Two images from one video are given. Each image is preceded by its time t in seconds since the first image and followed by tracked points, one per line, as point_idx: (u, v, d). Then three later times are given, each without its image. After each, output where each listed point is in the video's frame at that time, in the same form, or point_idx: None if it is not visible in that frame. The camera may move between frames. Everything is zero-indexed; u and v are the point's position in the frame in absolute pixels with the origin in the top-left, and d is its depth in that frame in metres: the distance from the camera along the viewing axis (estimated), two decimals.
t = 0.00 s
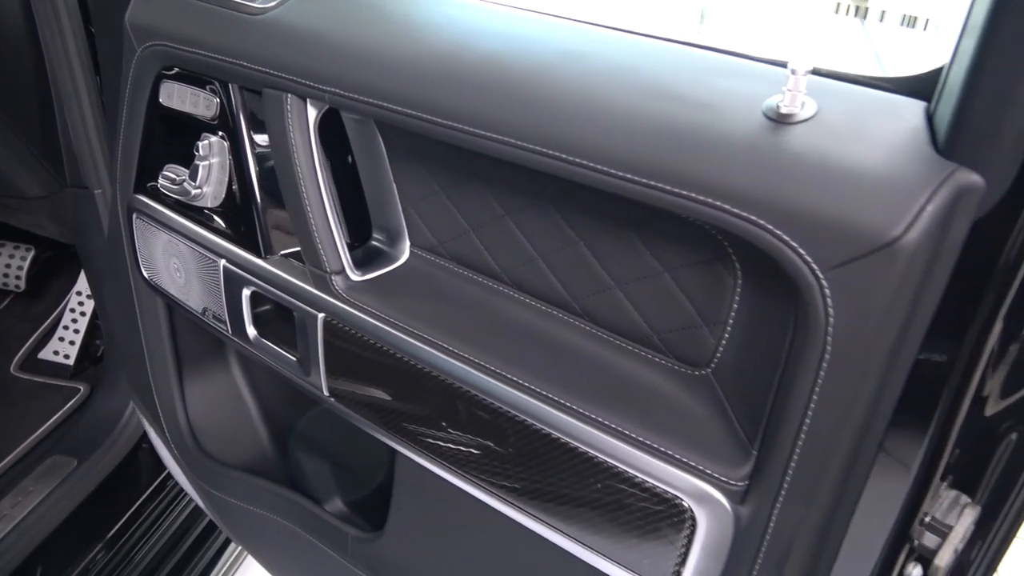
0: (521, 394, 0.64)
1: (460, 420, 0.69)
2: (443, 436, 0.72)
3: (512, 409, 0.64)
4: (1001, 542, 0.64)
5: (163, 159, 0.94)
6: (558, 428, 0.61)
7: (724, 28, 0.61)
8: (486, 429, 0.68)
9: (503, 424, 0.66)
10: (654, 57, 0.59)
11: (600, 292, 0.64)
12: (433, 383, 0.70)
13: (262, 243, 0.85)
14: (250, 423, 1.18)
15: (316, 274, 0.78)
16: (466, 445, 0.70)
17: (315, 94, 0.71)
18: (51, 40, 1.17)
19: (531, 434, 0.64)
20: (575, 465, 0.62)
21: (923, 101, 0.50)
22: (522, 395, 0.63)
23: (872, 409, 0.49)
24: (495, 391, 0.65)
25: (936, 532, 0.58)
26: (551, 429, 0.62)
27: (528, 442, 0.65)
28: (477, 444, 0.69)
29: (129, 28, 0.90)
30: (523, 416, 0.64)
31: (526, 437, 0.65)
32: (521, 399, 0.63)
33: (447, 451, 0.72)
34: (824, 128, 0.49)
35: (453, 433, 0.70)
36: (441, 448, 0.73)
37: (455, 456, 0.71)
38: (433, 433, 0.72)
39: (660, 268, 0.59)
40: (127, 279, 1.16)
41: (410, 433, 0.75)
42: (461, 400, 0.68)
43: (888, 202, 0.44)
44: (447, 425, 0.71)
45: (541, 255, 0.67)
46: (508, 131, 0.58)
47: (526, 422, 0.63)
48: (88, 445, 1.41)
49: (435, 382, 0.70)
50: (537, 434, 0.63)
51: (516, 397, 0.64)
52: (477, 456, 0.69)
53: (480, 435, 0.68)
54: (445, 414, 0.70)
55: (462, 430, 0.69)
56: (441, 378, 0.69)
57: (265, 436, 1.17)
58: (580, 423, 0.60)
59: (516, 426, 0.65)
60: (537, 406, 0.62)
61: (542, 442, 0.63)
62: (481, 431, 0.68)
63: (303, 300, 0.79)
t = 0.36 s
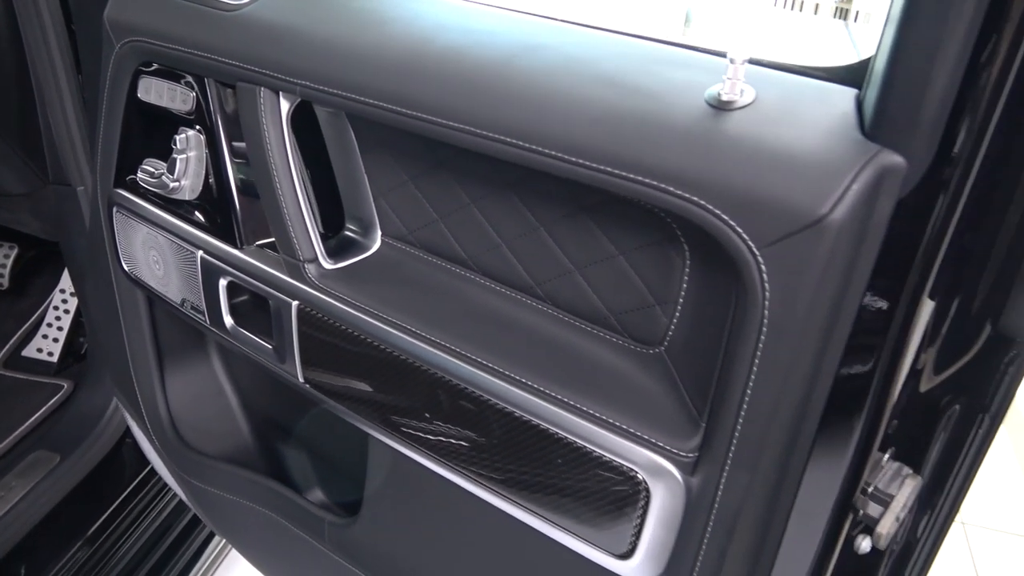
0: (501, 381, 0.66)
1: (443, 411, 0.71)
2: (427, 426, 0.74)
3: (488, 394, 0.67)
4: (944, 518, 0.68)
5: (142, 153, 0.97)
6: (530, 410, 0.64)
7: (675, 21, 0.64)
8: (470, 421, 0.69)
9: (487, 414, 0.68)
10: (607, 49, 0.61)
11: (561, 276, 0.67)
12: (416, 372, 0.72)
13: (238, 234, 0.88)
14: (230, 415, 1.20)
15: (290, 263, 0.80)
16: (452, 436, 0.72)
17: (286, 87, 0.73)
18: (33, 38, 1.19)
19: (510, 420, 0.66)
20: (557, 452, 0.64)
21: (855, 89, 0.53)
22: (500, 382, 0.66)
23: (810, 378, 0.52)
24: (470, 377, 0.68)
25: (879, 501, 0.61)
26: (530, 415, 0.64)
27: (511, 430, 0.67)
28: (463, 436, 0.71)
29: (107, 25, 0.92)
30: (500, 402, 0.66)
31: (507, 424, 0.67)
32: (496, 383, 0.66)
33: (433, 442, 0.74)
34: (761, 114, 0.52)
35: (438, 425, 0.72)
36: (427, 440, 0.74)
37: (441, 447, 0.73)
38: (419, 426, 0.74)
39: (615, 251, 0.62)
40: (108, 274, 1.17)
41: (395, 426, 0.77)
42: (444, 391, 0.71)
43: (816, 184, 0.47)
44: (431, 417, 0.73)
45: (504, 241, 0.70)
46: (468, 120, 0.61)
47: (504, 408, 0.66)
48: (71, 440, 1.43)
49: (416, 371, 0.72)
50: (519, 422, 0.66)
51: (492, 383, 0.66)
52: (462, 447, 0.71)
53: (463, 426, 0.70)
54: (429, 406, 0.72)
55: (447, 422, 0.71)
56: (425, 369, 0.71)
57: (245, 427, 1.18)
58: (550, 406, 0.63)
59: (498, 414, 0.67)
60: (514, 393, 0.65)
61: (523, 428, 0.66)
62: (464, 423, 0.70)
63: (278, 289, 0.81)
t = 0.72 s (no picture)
0: (491, 369, 0.67)
1: (433, 401, 0.72)
2: (417, 416, 0.75)
3: (474, 380, 0.68)
4: (907, 496, 0.71)
5: (129, 146, 0.98)
6: (515, 395, 0.66)
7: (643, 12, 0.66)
8: (460, 410, 0.71)
9: (476, 402, 0.69)
10: (577, 39, 0.64)
11: (535, 260, 0.69)
12: (405, 361, 0.74)
13: (223, 224, 0.89)
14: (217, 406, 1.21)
15: (274, 251, 0.82)
16: (443, 427, 0.73)
17: (268, 78, 0.75)
18: (22, 35, 1.20)
19: (495, 405, 0.68)
20: (548, 438, 0.66)
21: (809, 76, 0.55)
22: (490, 369, 0.67)
23: (769, 352, 0.54)
24: (454, 363, 0.69)
25: (841, 476, 0.63)
26: (519, 402, 0.66)
27: (498, 417, 0.68)
28: (453, 426, 0.72)
29: (94, 20, 0.93)
30: (487, 388, 0.68)
31: (495, 411, 0.68)
32: (481, 368, 0.68)
33: (423, 432, 0.75)
34: (719, 99, 0.54)
35: (429, 415, 0.73)
36: (418, 430, 0.76)
37: (433, 437, 0.74)
38: (411, 417, 0.75)
39: (587, 235, 0.64)
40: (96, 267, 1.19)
41: (388, 416, 0.78)
42: (434, 379, 0.72)
43: (769, 165, 0.50)
44: (421, 407, 0.74)
45: (480, 227, 0.72)
46: (444, 107, 0.63)
47: (490, 394, 0.67)
48: (61, 434, 1.44)
49: (405, 361, 0.73)
50: (509, 409, 0.67)
51: (477, 368, 0.68)
52: (453, 437, 0.73)
53: (453, 416, 0.71)
54: (419, 396, 0.73)
55: (437, 411, 0.72)
56: (414, 357, 0.73)
57: (232, 419, 1.20)
58: (534, 388, 0.65)
59: (486, 400, 0.68)
60: (503, 377, 0.66)
61: (512, 415, 0.67)
62: (455, 413, 0.71)
63: (262, 277, 0.83)
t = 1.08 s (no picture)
0: (481, 359, 0.68)
1: (424, 393, 0.73)
2: (408, 410, 0.75)
3: (465, 369, 0.69)
4: (883, 479, 0.71)
5: (116, 140, 0.99)
6: (501, 383, 0.67)
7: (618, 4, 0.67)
8: (451, 403, 0.71)
9: (467, 393, 0.70)
10: (555, 29, 0.65)
11: (516, 248, 0.70)
12: (396, 353, 0.74)
13: (208, 216, 0.90)
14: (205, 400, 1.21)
15: (258, 241, 0.83)
16: (435, 420, 0.73)
17: (252, 70, 0.76)
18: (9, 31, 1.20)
19: (486, 396, 0.68)
20: (538, 428, 0.66)
21: (778, 63, 0.57)
22: (481, 359, 0.68)
23: (740, 332, 0.55)
24: (440, 351, 0.70)
25: (815, 458, 0.64)
26: (510, 392, 0.66)
27: (489, 408, 0.69)
28: (444, 420, 0.72)
29: (81, 14, 0.94)
30: (476, 377, 0.68)
31: (486, 402, 0.69)
32: (472, 358, 0.68)
33: (415, 425, 0.75)
34: (691, 86, 0.55)
35: (420, 408, 0.74)
36: (410, 423, 0.76)
37: (425, 431, 0.75)
38: (403, 411, 0.76)
39: (565, 221, 0.65)
40: (83, 261, 1.19)
41: (380, 410, 0.78)
42: (426, 371, 0.72)
43: (738, 147, 0.51)
44: (413, 400, 0.74)
45: (461, 215, 0.73)
46: (424, 95, 0.64)
47: (481, 384, 0.68)
48: (48, 431, 1.43)
49: (397, 352, 0.74)
50: (500, 399, 0.67)
51: (464, 357, 0.69)
52: (445, 430, 0.73)
53: (443, 408, 0.72)
54: (410, 389, 0.74)
55: (429, 405, 0.73)
56: (403, 347, 0.73)
57: (220, 412, 1.20)
58: (520, 375, 0.66)
59: (477, 390, 0.69)
60: (491, 366, 0.67)
61: (502, 405, 0.68)
62: (446, 406, 0.72)
63: (247, 268, 0.84)
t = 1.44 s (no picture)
0: (471, 341, 0.67)
1: (416, 378, 0.72)
2: (403, 399, 0.74)
3: (456, 352, 0.68)
4: (870, 459, 0.72)
5: (102, 125, 0.98)
6: (490, 363, 0.66)
7: None
8: (445, 391, 0.70)
9: (460, 378, 0.69)
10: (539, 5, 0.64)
11: (500, 226, 0.69)
12: (387, 338, 0.73)
13: (194, 199, 0.90)
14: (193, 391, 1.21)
15: (244, 225, 0.83)
16: (427, 406, 0.73)
17: (238, 50, 0.76)
18: None
19: (477, 379, 0.68)
20: (531, 411, 0.66)
21: (761, 36, 0.56)
22: (471, 341, 0.67)
23: (722, 305, 0.55)
24: (428, 333, 0.70)
25: (800, 436, 0.63)
26: (503, 374, 0.66)
27: (480, 392, 0.68)
28: (441, 409, 0.72)
29: None
30: (469, 361, 0.68)
31: (478, 386, 0.68)
32: (465, 341, 0.68)
33: (412, 414, 0.75)
34: (673, 59, 0.55)
35: (413, 394, 0.73)
36: (407, 412, 0.75)
37: (422, 420, 0.74)
38: (398, 400, 0.75)
39: (549, 199, 0.65)
40: (71, 250, 1.18)
41: (372, 397, 0.77)
42: (421, 358, 0.71)
43: (718, 118, 0.51)
44: (408, 389, 0.73)
45: (446, 195, 0.73)
46: (407, 71, 0.64)
47: (475, 367, 0.67)
48: (37, 422, 1.43)
49: (387, 337, 0.73)
50: (492, 382, 0.67)
51: (453, 338, 0.68)
52: (440, 418, 0.72)
53: (435, 392, 0.71)
54: (405, 377, 0.73)
55: (425, 394, 0.72)
56: (393, 332, 0.72)
57: (208, 401, 1.20)
58: (508, 355, 0.66)
59: (472, 376, 0.68)
60: (482, 348, 0.67)
61: (494, 388, 0.67)
62: (441, 395, 0.71)
63: (232, 251, 0.84)
